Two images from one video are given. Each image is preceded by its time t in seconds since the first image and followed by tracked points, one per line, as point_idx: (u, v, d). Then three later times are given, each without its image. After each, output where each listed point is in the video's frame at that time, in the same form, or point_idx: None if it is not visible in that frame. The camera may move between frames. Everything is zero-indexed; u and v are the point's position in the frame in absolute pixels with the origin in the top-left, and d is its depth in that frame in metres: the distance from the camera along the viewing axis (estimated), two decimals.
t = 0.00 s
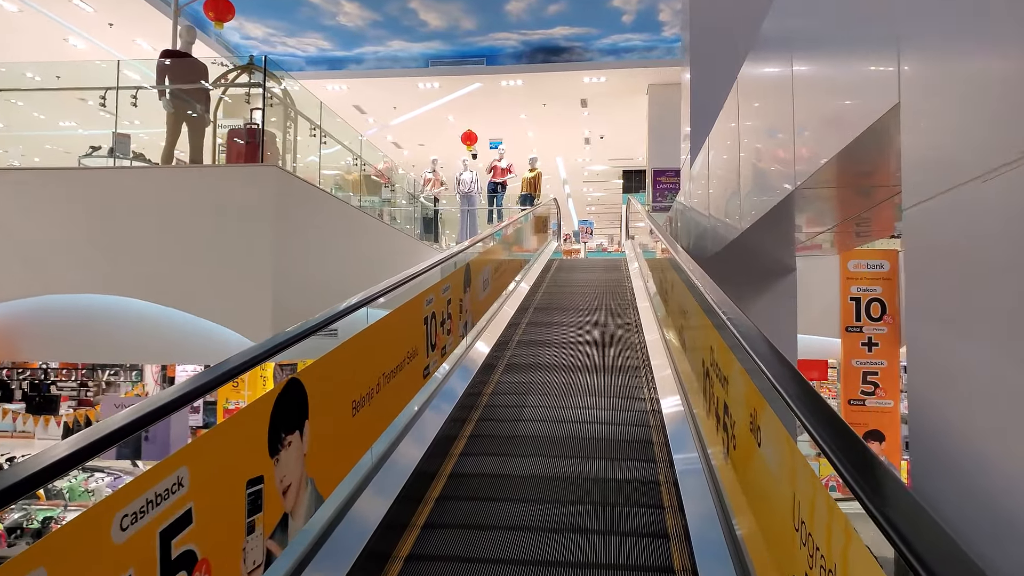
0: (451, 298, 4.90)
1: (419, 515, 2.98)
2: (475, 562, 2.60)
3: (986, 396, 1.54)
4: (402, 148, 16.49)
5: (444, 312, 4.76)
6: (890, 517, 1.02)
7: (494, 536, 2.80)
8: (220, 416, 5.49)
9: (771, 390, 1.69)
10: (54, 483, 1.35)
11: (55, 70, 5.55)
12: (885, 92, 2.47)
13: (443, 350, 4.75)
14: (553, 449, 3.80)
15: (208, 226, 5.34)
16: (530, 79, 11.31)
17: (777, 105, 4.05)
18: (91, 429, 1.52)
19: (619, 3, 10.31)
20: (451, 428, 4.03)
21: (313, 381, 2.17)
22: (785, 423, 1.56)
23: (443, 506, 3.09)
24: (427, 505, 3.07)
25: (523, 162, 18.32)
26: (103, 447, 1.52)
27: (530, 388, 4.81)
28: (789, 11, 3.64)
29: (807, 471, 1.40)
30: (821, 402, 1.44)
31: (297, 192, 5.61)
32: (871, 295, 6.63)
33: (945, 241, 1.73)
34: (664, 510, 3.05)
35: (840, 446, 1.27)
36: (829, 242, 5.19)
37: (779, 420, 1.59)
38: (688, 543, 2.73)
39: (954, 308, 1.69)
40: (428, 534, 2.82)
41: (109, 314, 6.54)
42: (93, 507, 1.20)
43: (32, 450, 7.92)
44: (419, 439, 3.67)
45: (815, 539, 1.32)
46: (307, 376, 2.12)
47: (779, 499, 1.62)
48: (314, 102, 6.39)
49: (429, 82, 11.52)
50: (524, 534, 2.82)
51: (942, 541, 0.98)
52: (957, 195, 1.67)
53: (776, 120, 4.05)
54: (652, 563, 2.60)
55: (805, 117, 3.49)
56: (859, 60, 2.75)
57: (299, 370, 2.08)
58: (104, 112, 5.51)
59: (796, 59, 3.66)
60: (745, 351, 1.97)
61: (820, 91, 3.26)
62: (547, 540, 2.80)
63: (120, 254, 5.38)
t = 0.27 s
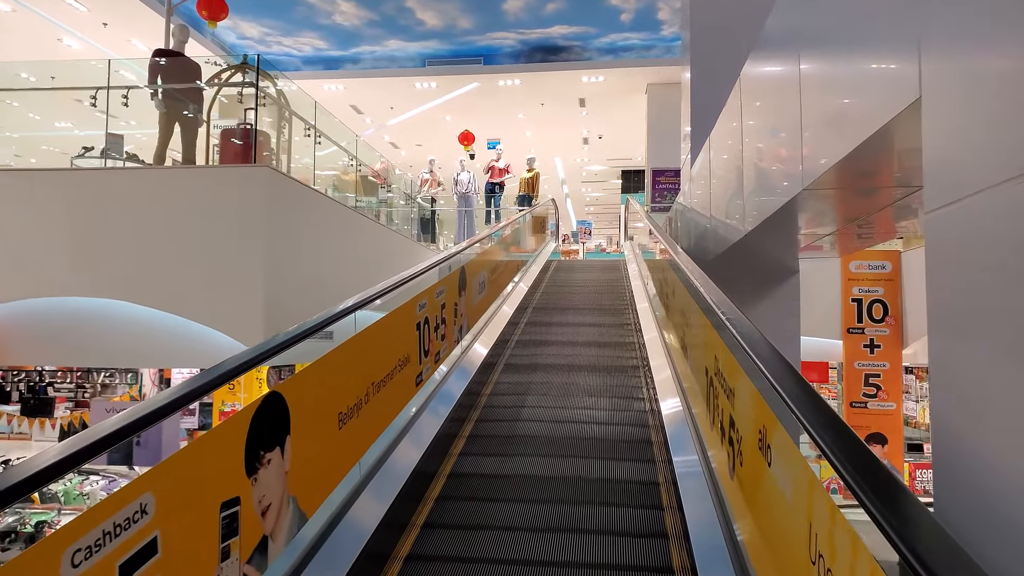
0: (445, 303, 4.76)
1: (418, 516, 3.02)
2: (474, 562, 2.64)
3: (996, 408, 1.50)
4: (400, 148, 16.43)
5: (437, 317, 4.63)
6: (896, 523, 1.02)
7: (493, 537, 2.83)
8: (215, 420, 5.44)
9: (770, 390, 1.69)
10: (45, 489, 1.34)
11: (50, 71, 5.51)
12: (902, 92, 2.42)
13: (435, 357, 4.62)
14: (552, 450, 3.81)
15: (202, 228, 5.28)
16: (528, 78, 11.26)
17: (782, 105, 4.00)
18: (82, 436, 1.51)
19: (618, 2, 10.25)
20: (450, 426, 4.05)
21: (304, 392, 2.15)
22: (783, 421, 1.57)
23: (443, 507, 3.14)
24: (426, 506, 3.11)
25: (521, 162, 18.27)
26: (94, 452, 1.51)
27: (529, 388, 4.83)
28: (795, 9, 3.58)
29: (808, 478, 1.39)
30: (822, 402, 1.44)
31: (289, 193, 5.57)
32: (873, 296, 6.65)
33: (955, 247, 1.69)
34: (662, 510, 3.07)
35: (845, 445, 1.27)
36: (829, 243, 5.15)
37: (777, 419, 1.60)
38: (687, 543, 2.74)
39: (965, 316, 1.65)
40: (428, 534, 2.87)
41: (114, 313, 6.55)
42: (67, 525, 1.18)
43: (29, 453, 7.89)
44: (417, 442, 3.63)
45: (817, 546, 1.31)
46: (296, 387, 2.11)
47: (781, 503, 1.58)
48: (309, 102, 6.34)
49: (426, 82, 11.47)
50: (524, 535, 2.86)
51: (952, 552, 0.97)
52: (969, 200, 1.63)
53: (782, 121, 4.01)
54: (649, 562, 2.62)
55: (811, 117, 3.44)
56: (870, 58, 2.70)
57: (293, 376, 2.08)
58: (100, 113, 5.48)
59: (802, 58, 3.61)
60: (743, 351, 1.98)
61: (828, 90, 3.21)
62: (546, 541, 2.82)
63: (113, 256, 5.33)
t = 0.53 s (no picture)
0: (438, 307, 4.62)
1: (417, 514, 3.02)
2: (473, 561, 2.63)
3: (1015, 419, 1.44)
4: (397, 147, 16.37)
5: (431, 322, 4.49)
6: (900, 532, 1.05)
7: (493, 535, 2.83)
8: (208, 421, 5.36)
9: (774, 399, 1.71)
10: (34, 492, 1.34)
11: (42, 67, 5.44)
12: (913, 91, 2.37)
13: (428, 363, 4.46)
14: (550, 449, 3.79)
15: (196, 228, 5.22)
16: (526, 77, 11.21)
17: (786, 105, 3.94)
18: (77, 438, 1.50)
19: None
20: (450, 425, 4.04)
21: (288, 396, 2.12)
22: (783, 424, 1.61)
23: (442, 505, 3.13)
24: (425, 504, 3.11)
25: (520, 161, 18.21)
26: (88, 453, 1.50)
27: (527, 387, 4.81)
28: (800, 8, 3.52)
29: (820, 506, 1.33)
30: (826, 410, 1.46)
31: (282, 193, 5.51)
32: (873, 297, 6.62)
33: (970, 252, 1.63)
34: (660, 509, 3.05)
35: (853, 452, 1.29)
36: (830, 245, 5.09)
37: (778, 422, 1.63)
38: (686, 544, 2.72)
39: (980, 324, 1.59)
40: (425, 533, 2.86)
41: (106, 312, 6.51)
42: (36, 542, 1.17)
43: (24, 453, 7.88)
44: (414, 445, 3.55)
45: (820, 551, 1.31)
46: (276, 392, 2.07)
47: (790, 527, 1.52)
48: (303, 100, 6.28)
49: (423, 80, 11.42)
50: (523, 533, 2.85)
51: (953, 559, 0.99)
52: (986, 205, 1.56)
53: (784, 120, 3.95)
54: (648, 561, 2.62)
55: (816, 117, 3.38)
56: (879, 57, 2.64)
57: (280, 384, 2.06)
58: (95, 112, 5.44)
59: (806, 58, 3.55)
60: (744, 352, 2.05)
61: (832, 90, 3.16)
62: (544, 541, 2.81)
63: (105, 255, 5.26)
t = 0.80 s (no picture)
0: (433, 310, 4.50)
1: (416, 513, 3.00)
2: (471, 560, 2.62)
3: None
4: (394, 146, 16.31)
5: (424, 326, 4.37)
6: (908, 541, 1.11)
7: (492, 534, 2.81)
8: (204, 423, 5.31)
9: (778, 402, 1.74)
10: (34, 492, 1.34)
11: (35, 66, 5.39)
12: (927, 91, 2.33)
13: (422, 369, 4.31)
14: (550, 448, 3.78)
15: (190, 227, 5.17)
16: (524, 75, 11.15)
17: (791, 105, 3.90)
18: (75, 437, 1.50)
19: None
20: (449, 425, 4.02)
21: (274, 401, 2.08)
22: (785, 425, 1.66)
23: (441, 504, 3.12)
24: (424, 503, 3.10)
25: (518, 160, 18.16)
26: (91, 451, 1.52)
27: (526, 387, 4.79)
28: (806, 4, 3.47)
29: (839, 530, 1.29)
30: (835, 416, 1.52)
31: (276, 193, 5.47)
32: (875, 297, 6.77)
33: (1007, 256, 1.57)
34: (660, 509, 3.03)
35: (862, 458, 1.35)
36: (832, 246, 5.05)
37: (777, 420, 1.70)
38: (686, 542, 2.71)
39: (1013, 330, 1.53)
40: (424, 532, 2.84)
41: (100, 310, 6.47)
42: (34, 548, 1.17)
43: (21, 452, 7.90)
44: (410, 448, 3.49)
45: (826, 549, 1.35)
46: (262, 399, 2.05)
47: (806, 555, 1.48)
48: (298, 99, 6.23)
49: (420, 78, 11.36)
50: (522, 532, 2.83)
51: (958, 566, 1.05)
52: None
53: (790, 121, 3.92)
54: (648, 560, 2.59)
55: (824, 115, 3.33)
56: (890, 56, 2.60)
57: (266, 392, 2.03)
58: (90, 111, 5.38)
59: (812, 55, 3.50)
60: (742, 349, 2.17)
61: (842, 89, 3.11)
62: (545, 538, 2.80)
63: (99, 255, 5.20)
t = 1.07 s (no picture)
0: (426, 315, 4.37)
1: (415, 512, 2.96)
2: (470, 559, 2.58)
3: None
4: (392, 145, 16.26)
5: (419, 331, 4.23)
6: (906, 534, 1.10)
7: (490, 534, 2.78)
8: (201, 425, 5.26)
9: (781, 406, 1.74)
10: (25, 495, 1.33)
11: (30, 64, 5.35)
12: (944, 90, 2.29)
13: (415, 376, 4.14)
14: (548, 448, 3.74)
15: (187, 227, 5.12)
16: (524, 74, 11.10)
17: (796, 105, 3.86)
18: (69, 439, 1.49)
19: None
20: (448, 425, 3.99)
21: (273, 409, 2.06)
22: (790, 430, 1.66)
23: (439, 503, 3.07)
24: (424, 502, 3.05)
25: (517, 160, 18.11)
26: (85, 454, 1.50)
27: (525, 386, 4.76)
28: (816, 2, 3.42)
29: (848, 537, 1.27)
30: (837, 414, 1.51)
31: (271, 192, 5.43)
32: (878, 301, 6.72)
33: None
34: (660, 508, 3.00)
35: (860, 456, 1.35)
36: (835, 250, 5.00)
37: (778, 422, 1.72)
38: (686, 541, 2.68)
39: None
40: (424, 531, 2.81)
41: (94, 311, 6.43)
42: (23, 553, 1.14)
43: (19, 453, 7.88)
44: (408, 452, 3.44)
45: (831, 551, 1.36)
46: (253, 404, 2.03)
47: None
48: (293, 98, 6.19)
49: (418, 77, 11.32)
50: (521, 531, 2.80)
51: (951, 551, 1.04)
52: None
53: (796, 123, 3.89)
54: (648, 559, 2.56)
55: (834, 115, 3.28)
56: (901, 56, 2.57)
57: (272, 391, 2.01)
58: (85, 108, 5.34)
59: (820, 54, 3.45)
60: (743, 350, 2.17)
61: (850, 89, 3.08)
62: (544, 538, 2.77)
63: (94, 255, 5.14)
